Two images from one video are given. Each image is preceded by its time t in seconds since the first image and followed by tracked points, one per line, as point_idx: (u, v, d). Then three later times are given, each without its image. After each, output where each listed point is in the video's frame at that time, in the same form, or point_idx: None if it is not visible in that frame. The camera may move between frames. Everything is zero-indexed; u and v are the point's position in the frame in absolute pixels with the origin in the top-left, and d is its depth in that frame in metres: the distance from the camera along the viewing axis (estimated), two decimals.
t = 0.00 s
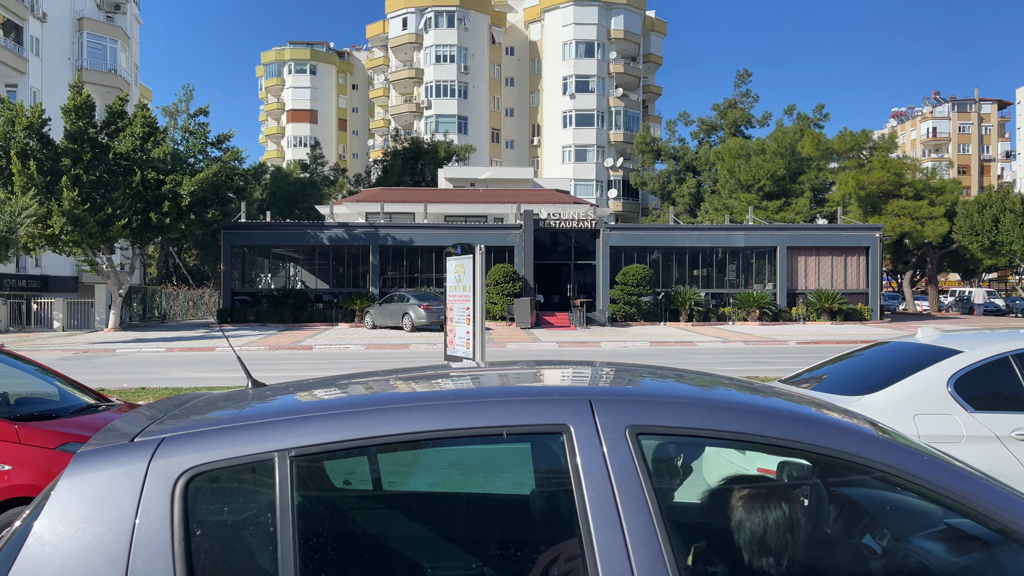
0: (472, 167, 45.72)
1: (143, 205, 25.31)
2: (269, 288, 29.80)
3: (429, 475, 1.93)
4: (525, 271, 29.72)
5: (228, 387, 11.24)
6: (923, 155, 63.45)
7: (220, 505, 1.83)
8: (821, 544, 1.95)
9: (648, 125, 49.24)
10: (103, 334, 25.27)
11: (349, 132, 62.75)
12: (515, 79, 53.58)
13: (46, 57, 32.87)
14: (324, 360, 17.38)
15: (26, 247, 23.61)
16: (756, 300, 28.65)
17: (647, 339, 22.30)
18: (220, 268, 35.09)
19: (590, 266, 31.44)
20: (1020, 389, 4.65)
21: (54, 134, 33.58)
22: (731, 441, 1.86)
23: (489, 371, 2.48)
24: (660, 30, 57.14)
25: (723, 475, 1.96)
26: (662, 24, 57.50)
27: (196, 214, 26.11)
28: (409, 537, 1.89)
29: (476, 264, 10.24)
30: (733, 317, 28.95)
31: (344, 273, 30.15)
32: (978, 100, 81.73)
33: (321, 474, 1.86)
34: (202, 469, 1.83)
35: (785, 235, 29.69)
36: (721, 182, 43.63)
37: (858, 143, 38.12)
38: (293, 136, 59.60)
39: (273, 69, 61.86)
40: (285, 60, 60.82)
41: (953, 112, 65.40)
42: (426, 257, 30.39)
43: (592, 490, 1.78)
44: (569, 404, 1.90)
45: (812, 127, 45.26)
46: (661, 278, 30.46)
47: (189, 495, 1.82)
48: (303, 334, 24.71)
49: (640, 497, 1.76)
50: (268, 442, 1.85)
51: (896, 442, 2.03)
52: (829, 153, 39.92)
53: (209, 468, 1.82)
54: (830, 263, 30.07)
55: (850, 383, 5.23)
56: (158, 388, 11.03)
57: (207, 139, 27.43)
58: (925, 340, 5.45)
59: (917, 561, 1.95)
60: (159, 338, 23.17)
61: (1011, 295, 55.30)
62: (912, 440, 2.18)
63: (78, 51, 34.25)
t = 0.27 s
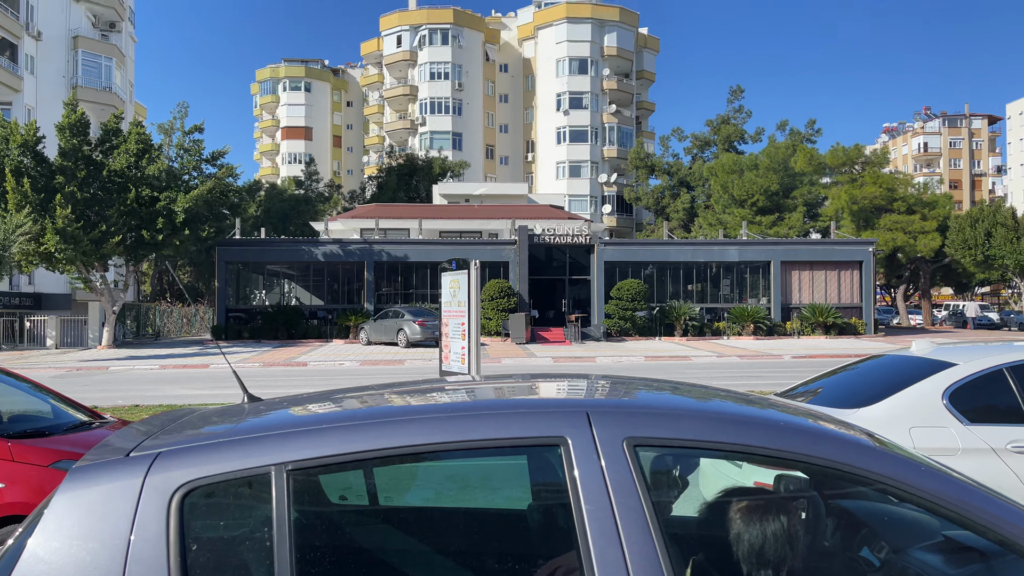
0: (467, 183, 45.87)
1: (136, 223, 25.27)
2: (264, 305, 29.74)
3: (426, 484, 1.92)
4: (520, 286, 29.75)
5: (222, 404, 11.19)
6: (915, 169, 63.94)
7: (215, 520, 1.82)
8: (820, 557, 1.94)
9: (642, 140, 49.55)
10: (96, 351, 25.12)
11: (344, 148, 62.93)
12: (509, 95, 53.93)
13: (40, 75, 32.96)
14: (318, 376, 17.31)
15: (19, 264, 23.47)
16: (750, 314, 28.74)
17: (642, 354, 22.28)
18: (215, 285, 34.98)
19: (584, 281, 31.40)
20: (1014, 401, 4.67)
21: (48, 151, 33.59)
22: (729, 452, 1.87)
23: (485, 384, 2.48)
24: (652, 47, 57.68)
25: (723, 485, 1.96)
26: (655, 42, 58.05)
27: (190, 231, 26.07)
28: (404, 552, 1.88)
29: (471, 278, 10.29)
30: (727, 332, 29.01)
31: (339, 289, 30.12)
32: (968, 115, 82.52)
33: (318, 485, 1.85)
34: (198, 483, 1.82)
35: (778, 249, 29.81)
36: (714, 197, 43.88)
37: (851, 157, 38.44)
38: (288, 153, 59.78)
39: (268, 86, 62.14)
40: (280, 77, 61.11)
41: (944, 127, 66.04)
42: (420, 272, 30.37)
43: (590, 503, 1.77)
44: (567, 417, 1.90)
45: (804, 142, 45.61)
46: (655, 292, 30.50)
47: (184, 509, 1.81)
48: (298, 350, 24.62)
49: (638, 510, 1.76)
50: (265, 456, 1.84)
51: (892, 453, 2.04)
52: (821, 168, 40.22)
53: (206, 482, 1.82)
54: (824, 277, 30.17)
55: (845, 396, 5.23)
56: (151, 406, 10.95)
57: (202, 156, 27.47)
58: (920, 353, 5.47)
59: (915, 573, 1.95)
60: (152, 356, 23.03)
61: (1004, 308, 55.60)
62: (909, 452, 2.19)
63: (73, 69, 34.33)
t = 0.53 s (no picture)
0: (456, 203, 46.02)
1: (125, 245, 25.13)
2: (253, 326, 29.58)
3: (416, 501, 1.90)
4: (510, 305, 29.76)
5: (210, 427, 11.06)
6: (900, 188, 64.74)
7: (206, 541, 1.80)
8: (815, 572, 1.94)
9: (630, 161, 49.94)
10: (83, 375, 24.84)
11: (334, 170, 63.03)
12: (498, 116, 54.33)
13: (29, 98, 32.91)
14: (308, 398, 17.16)
15: (5, 287, 23.20)
16: (739, 333, 28.87)
17: (633, 373, 22.27)
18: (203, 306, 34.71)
19: (574, 300, 31.46)
20: (1003, 417, 4.70)
21: (35, 174, 33.44)
22: (722, 465, 1.87)
23: (475, 401, 2.47)
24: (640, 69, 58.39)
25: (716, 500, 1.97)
26: (642, 63, 58.72)
27: (179, 253, 25.93)
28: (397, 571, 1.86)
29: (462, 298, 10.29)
30: (717, 350, 29.11)
31: (329, 310, 29.98)
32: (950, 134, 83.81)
33: (311, 503, 1.84)
34: (190, 503, 1.80)
35: (766, 268, 30.00)
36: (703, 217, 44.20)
37: (837, 176, 38.85)
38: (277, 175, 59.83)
39: (258, 108, 62.32)
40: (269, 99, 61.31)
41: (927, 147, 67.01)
42: (410, 292, 30.30)
43: (584, 520, 1.77)
44: (560, 433, 1.90)
45: (790, 162, 46.14)
46: (645, 311, 30.57)
47: (175, 530, 1.79)
48: (287, 372, 24.42)
49: (633, 525, 1.75)
50: (256, 474, 1.83)
51: (884, 466, 2.05)
52: (807, 187, 40.68)
53: (196, 501, 1.80)
54: (812, 295, 30.35)
55: (836, 413, 5.25)
56: (138, 429, 10.80)
57: (191, 178, 27.43)
58: (909, 369, 5.51)
59: None
60: (140, 379, 22.79)
61: (991, 325, 56.12)
62: (901, 466, 2.20)
63: (62, 92, 34.29)
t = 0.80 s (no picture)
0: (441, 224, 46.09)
1: (106, 268, 24.92)
2: (236, 349, 29.34)
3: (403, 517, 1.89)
4: (495, 326, 29.73)
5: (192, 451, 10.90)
6: (880, 207, 65.70)
7: (191, 562, 1.78)
8: None
9: (614, 181, 50.34)
10: (63, 401, 24.42)
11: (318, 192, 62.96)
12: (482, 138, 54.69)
13: (9, 122, 32.72)
14: (292, 421, 16.95)
15: None
16: (724, 351, 29.04)
17: (620, 393, 22.26)
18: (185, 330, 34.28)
19: (559, 320, 31.53)
20: (987, 431, 4.75)
21: (15, 198, 33.14)
22: (712, 478, 1.87)
23: (460, 418, 2.46)
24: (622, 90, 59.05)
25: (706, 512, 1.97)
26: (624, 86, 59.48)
27: (162, 277, 25.71)
28: None
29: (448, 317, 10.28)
30: (702, 369, 29.24)
31: (313, 333, 29.76)
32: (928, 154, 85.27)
33: (298, 522, 1.82)
34: (175, 524, 1.78)
35: (750, 286, 30.18)
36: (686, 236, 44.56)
37: (818, 196, 39.37)
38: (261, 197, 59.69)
39: (241, 131, 62.30)
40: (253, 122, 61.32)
41: (906, 166, 68.11)
42: (395, 314, 30.17)
43: (576, 535, 1.76)
44: (549, 447, 1.90)
45: (772, 182, 46.69)
46: (630, 330, 30.64)
47: (160, 548, 1.76)
48: (271, 395, 24.16)
49: (624, 541, 1.76)
50: (243, 492, 1.81)
51: (874, 476, 2.07)
52: (789, 207, 41.19)
53: (181, 522, 1.77)
54: (795, 313, 30.57)
55: (822, 429, 5.28)
56: (118, 455, 10.60)
57: (175, 202, 27.31)
58: (895, 384, 5.55)
59: None
60: (121, 404, 22.43)
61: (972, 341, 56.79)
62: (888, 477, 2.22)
63: (43, 115, 34.13)
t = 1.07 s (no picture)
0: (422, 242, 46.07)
1: (82, 288, 24.54)
2: (215, 370, 28.97)
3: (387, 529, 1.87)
4: (477, 343, 29.69)
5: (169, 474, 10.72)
6: (856, 222, 66.74)
7: None
8: None
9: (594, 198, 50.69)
10: (36, 425, 23.90)
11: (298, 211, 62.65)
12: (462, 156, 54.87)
13: None
14: (271, 443, 16.72)
15: None
16: (705, 366, 29.23)
17: (602, 409, 22.27)
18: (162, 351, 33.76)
19: (541, 336, 31.62)
20: (967, 441, 4.78)
21: None
22: (698, 486, 1.87)
23: (442, 432, 2.45)
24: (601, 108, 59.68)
25: (694, 521, 1.97)
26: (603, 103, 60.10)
27: (139, 297, 25.38)
28: None
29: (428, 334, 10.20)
30: (684, 384, 29.39)
31: (293, 352, 29.46)
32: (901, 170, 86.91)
33: (282, 536, 1.80)
34: (154, 541, 1.74)
35: (730, 301, 30.42)
36: (665, 252, 44.91)
37: (796, 211, 39.93)
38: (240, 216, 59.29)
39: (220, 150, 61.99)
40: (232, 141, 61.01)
41: (880, 182, 69.36)
42: (376, 332, 29.99)
43: (563, 547, 1.75)
44: (535, 458, 1.89)
45: (750, 198, 47.27)
46: (612, 346, 30.70)
47: (140, 566, 1.72)
48: (251, 415, 23.84)
49: (611, 550, 1.75)
50: (223, 507, 1.78)
51: (858, 483, 2.08)
52: (767, 223, 41.71)
53: (162, 538, 1.74)
54: (775, 327, 30.81)
55: (805, 441, 5.32)
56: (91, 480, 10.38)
57: (152, 221, 27.03)
58: (876, 395, 5.60)
59: None
60: (96, 427, 21.99)
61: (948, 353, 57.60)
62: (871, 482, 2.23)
63: (17, 134, 33.70)
